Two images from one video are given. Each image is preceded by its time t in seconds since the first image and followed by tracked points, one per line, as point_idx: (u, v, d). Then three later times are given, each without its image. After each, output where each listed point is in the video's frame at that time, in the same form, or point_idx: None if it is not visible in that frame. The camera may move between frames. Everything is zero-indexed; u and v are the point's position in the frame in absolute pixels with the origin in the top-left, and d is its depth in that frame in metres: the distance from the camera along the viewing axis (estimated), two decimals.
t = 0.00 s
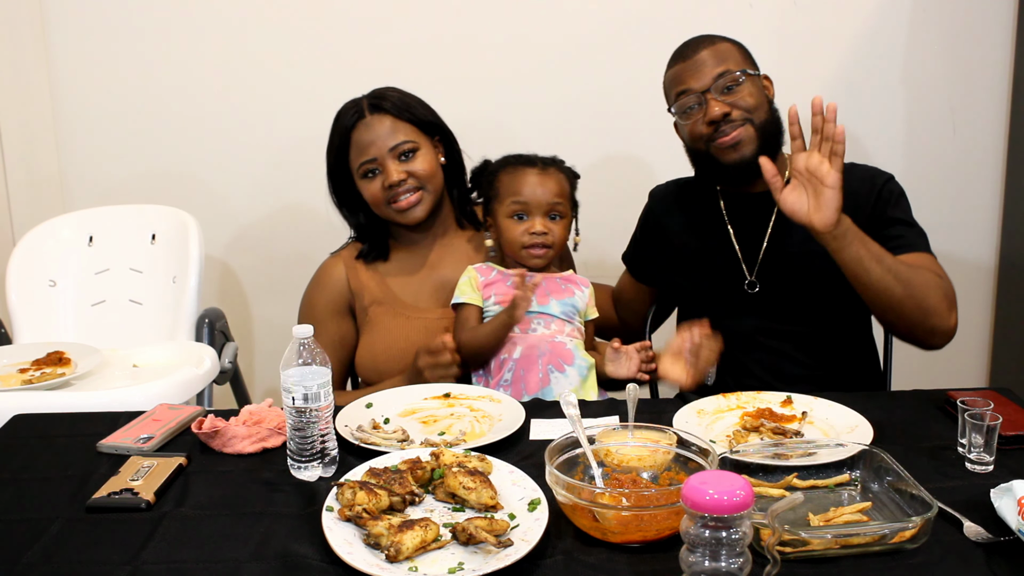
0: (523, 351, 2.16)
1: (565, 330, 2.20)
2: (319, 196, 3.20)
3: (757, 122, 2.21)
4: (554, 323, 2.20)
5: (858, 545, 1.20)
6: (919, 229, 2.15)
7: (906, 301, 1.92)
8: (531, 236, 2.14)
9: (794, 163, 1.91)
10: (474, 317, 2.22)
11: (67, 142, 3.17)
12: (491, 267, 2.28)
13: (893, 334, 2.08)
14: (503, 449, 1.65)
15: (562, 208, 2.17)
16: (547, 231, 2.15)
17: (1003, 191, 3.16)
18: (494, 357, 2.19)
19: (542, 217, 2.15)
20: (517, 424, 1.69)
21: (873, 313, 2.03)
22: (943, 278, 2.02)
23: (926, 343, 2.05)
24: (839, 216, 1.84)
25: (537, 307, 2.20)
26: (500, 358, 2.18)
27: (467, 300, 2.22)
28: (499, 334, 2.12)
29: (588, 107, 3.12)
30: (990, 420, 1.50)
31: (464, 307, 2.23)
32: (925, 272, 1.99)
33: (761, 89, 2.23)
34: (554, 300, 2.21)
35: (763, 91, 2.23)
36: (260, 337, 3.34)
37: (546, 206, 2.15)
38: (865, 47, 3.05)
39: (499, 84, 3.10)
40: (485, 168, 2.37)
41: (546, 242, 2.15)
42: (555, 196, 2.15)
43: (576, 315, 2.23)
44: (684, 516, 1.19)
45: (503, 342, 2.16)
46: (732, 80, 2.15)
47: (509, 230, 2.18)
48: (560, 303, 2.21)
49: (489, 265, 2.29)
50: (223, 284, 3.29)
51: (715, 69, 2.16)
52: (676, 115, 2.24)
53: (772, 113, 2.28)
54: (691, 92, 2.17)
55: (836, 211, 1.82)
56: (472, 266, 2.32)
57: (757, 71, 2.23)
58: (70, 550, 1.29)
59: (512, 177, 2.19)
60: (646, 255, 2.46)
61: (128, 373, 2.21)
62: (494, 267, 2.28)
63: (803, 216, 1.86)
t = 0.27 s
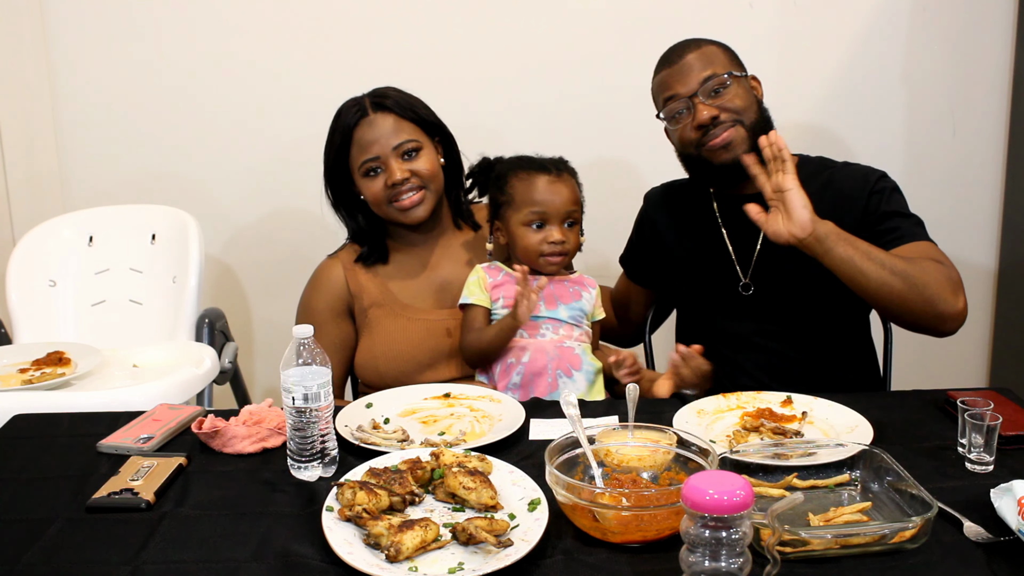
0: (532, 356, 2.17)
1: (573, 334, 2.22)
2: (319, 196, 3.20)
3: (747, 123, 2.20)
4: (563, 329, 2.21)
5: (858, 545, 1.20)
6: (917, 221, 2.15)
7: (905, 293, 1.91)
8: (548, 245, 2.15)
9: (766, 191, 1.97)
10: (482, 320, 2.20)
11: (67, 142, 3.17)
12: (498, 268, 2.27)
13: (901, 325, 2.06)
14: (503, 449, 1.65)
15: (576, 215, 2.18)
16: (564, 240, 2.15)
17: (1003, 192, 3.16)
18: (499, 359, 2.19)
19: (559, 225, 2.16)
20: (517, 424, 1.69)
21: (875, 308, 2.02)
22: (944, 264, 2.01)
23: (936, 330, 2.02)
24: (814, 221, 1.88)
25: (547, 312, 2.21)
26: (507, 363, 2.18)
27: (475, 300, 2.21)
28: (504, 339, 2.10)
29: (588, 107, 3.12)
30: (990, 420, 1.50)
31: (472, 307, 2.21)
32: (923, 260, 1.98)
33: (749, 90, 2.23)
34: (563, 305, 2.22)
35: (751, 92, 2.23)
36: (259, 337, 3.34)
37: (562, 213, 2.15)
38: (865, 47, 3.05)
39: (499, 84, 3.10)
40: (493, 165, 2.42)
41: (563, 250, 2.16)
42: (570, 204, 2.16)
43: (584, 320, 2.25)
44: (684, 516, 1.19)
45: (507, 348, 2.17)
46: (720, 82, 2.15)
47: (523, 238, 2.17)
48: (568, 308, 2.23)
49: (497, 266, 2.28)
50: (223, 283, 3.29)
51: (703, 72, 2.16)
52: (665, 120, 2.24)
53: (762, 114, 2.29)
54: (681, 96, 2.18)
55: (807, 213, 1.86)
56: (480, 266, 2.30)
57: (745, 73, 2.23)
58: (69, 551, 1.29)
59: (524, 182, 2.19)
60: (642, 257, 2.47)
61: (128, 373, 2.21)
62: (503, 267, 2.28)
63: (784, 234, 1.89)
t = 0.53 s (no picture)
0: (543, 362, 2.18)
1: (580, 334, 2.25)
2: (319, 196, 3.20)
3: (743, 124, 2.20)
4: (569, 332, 2.23)
5: (859, 545, 1.20)
6: (913, 221, 2.15)
7: (900, 292, 1.91)
8: (552, 249, 2.16)
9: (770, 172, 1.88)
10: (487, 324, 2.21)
11: (67, 142, 3.17)
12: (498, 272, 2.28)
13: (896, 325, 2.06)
14: (503, 449, 1.65)
15: (578, 219, 2.19)
16: (569, 244, 2.16)
17: (1003, 192, 3.16)
18: (504, 360, 2.19)
19: (563, 228, 2.17)
20: (517, 424, 1.69)
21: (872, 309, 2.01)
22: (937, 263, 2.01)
23: (932, 329, 2.03)
24: (811, 219, 1.82)
25: (552, 314, 2.23)
26: (517, 371, 2.20)
27: (478, 306, 2.21)
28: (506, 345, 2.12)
29: (588, 107, 3.12)
30: (990, 420, 1.50)
31: (477, 314, 2.22)
32: (917, 261, 1.98)
33: (746, 91, 2.23)
34: (568, 304, 2.25)
35: (747, 93, 2.23)
36: (260, 337, 3.34)
37: (566, 217, 2.16)
38: (865, 47, 3.05)
39: (499, 84, 3.10)
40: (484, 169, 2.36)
41: (567, 254, 2.17)
42: (571, 207, 2.17)
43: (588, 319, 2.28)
44: (684, 516, 1.19)
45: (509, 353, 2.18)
46: (717, 85, 2.15)
47: (527, 243, 2.18)
48: (572, 307, 2.25)
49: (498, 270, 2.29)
50: (223, 283, 3.29)
51: (701, 74, 2.15)
52: (662, 123, 2.24)
53: (760, 114, 2.29)
54: (677, 99, 2.18)
55: (807, 215, 1.79)
56: (480, 271, 2.31)
57: (742, 74, 2.23)
58: (69, 550, 1.29)
59: (525, 185, 2.18)
60: (642, 258, 2.46)
61: (128, 373, 2.21)
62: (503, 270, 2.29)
63: (777, 226, 1.81)
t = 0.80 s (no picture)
0: (542, 371, 2.20)
1: (578, 339, 2.26)
2: (319, 196, 3.20)
3: (743, 125, 2.20)
4: (566, 338, 2.24)
5: (859, 545, 1.20)
6: (913, 226, 2.14)
7: (904, 299, 1.91)
8: (555, 250, 2.15)
9: (782, 172, 1.92)
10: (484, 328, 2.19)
11: (67, 142, 3.17)
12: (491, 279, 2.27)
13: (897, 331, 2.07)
14: (502, 449, 1.65)
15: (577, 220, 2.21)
16: (570, 243, 2.16)
17: (1003, 192, 3.16)
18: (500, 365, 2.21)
19: (564, 229, 2.17)
20: (517, 424, 1.70)
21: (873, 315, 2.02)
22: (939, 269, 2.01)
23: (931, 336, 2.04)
24: (822, 221, 1.83)
25: (548, 316, 2.23)
26: (516, 382, 2.22)
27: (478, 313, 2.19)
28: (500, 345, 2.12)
29: (588, 107, 3.12)
30: (990, 420, 1.50)
31: (476, 321, 2.20)
32: (919, 267, 1.98)
33: (745, 91, 2.23)
34: (563, 305, 2.25)
35: (747, 94, 2.23)
36: (260, 337, 3.34)
37: (567, 218, 2.17)
38: (864, 47, 3.05)
39: (498, 84, 3.10)
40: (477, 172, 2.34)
41: (569, 254, 2.17)
42: (571, 208, 2.18)
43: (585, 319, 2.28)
44: (684, 516, 1.19)
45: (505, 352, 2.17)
46: (717, 87, 2.15)
47: (529, 245, 2.17)
48: (568, 309, 2.26)
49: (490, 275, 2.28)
50: (223, 283, 3.29)
51: (700, 76, 2.15)
52: (661, 125, 2.24)
53: (762, 115, 2.29)
54: (676, 101, 2.17)
55: (819, 216, 1.81)
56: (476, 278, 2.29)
57: (743, 75, 2.23)
58: (69, 550, 1.29)
59: (526, 185, 2.18)
60: (643, 259, 2.47)
61: (128, 373, 2.21)
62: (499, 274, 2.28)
63: (788, 226, 1.85)
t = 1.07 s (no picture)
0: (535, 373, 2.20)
1: (571, 339, 2.25)
2: (319, 197, 3.20)
3: (746, 128, 2.20)
4: (559, 339, 2.24)
5: (858, 545, 1.20)
6: (917, 229, 2.14)
7: (906, 305, 1.92)
8: (559, 245, 2.17)
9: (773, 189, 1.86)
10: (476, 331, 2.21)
11: (67, 142, 3.17)
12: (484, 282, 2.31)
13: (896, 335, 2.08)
14: (502, 449, 1.65)
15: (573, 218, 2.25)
16: (570, 240, 2.19)
17: (1003, 192, 3.16)
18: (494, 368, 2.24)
19: (564, 227, 2.20)
20: (517, 424, 1.70)
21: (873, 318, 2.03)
22: (943, 275, 2.01)
23: (933, 341, 2.05)
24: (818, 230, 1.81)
25: (539, 318, 2.23)
26: (511, 383, 2.23)
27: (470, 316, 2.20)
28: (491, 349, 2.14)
29: (588, 107, 3.12)
30: (990, 420, 1.50)
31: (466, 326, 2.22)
32: (921, 272, 1.98)
33: (749, 92, 2.22)
34: (554, 307, 2.24)
35: (751, 96, 2.22)
36: (260, 337, 3.34)
37: (567, 213, 2.21)
38: (864, 47, 3.05)
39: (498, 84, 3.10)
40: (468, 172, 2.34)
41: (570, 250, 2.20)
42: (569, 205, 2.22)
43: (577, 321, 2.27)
44: (684, 516, 1.19)
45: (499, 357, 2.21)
46: (723, 88, 2.15)
47: (532, 242, 2.17)
48: (560, 310, 2.25)
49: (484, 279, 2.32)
50: (223, 283, 3.29)
51: (707, 76, 2.15)
52: (665, 125, 2.24)
53: (764, 116, 2.29)
54: (681, 102, 2.17)
55: (814, 221, 1.78)
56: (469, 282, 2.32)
57: (747, 76, 2.22)
58: (69, 551, 1.29)
59: (528, 181, 2.21)
60: (643, 260, 2.47)
61: (128, 373, 2.21)
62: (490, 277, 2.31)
63: (787, 238, 1.81)
